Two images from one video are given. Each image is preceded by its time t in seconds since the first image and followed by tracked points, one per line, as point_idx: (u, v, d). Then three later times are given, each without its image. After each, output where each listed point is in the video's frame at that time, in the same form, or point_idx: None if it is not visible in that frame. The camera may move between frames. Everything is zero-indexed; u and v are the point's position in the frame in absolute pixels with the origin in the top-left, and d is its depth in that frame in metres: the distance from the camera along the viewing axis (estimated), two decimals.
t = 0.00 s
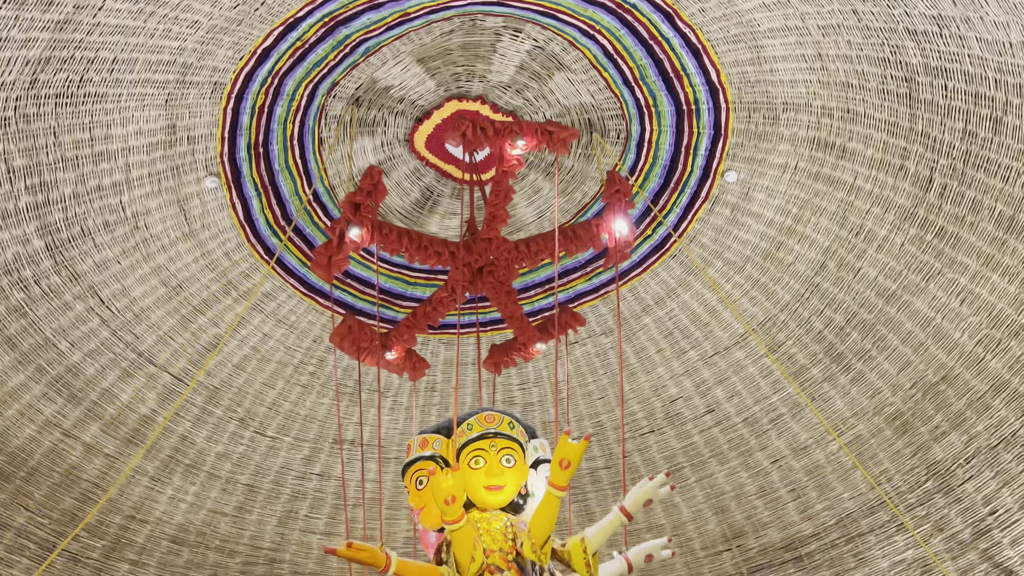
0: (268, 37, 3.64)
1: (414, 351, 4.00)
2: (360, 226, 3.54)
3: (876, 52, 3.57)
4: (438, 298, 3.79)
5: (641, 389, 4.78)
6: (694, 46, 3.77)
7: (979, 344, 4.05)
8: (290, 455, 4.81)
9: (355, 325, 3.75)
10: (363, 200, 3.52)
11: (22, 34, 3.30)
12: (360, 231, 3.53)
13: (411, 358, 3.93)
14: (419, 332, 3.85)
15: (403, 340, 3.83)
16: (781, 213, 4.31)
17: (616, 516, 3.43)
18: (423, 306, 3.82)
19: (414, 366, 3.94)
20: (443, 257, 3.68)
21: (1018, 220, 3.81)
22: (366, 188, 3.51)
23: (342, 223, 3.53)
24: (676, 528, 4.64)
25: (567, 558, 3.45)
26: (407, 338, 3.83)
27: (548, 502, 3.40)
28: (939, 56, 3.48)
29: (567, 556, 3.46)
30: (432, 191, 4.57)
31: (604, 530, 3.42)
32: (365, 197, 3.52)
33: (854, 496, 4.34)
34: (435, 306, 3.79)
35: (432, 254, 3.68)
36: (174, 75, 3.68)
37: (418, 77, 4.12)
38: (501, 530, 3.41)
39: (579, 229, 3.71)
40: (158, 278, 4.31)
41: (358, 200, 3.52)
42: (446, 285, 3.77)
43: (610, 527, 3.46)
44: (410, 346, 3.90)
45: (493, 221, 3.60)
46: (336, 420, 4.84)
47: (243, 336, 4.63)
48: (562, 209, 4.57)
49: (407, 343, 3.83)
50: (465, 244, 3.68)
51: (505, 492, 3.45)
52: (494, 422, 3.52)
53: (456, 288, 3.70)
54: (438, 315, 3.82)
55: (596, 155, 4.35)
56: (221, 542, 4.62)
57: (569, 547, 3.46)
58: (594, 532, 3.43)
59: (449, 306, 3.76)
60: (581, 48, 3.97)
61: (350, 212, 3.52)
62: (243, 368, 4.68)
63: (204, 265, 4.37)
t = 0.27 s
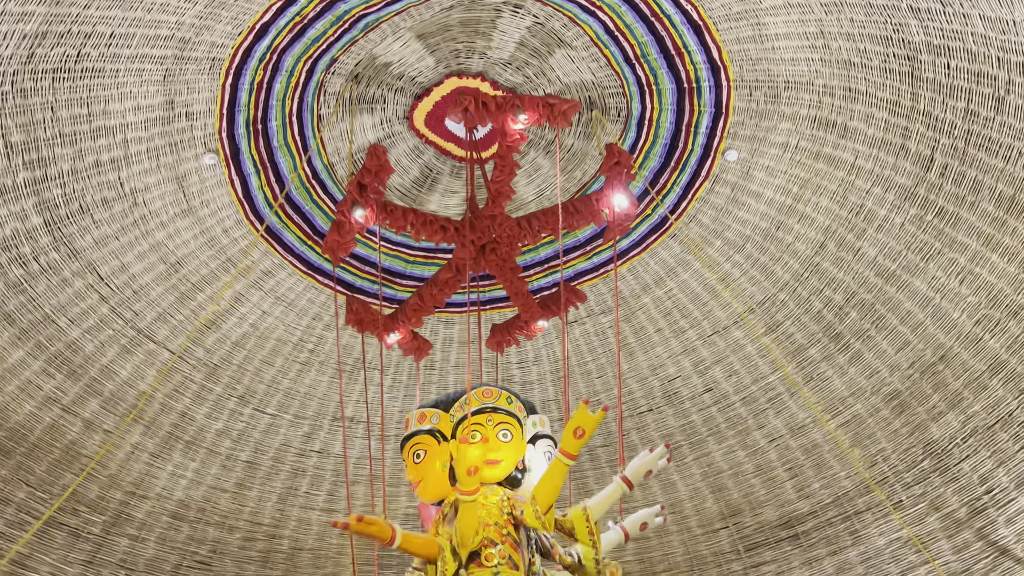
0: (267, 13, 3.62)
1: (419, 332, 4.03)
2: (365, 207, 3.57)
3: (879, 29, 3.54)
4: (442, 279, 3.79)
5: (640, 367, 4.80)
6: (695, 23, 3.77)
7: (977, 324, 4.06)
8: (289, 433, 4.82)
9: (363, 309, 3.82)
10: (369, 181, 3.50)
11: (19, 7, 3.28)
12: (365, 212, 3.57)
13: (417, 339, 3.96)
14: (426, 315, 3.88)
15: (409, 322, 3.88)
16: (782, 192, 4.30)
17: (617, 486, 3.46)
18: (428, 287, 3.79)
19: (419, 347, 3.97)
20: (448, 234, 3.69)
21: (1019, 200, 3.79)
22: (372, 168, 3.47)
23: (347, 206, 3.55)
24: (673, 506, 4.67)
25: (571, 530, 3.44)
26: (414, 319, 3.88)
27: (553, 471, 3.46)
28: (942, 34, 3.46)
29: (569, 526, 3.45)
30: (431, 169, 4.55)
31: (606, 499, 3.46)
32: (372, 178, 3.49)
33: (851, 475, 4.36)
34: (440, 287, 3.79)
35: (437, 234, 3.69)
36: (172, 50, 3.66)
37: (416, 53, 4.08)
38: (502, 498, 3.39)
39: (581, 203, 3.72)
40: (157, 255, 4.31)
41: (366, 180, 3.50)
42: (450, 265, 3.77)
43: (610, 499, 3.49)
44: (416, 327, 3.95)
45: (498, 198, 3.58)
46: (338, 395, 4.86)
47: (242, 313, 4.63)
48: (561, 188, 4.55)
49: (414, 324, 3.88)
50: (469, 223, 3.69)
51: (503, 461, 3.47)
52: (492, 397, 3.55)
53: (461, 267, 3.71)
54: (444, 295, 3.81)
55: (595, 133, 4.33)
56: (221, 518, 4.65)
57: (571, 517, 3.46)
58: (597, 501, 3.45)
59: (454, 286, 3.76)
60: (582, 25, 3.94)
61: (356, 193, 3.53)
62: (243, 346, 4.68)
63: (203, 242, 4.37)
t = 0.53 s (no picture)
0: None
1: (414, 307, 4.05)
2: (358, 187, 3.52)
3: (883, 5, 3.51)
4: (436, 258, 3.77)
5: (639, 345, 4.80)
6: None
7: (977, 303, 4.07)
8: (290, 409, 4.83)
9: (355, 285, 3.81)
10: (362, 161, 3.48)
11: None
12: (359, 193, 3.53)
13: (411, 315, 3.98)
14: (419, 292, 3.85)
15: (402, 299, 3.85)
16: (783, 169, 4.28)
17: (618, 475, 3.51)
18: (421, 266, 3.80)
19: (413, 322, 3.99)
20: (442, 218, 3.68)
21: (1020, 177, 3.79)
22: (366, 148, 3.46)
23: (341, 186, 3.51)
24: (672, 482, 4.70)
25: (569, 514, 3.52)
26: (407, 297, 3.85)
27: (562, 458, 3.46)
28: (946, 11, 3.44)
29: (567, 510, 3.54)
30: (431, 145, 4.52)
31: (605, 487, 3.52)
32: (364, 158, 3.47)
33: (848, 452, 4.39)
34: (434, 266, 3.77)
35: (431, 215, 3.67)
36: (170, 25, 3.63)
37: (415, 28, 4.05)
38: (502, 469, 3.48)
39: (580, 188, 3.69)
40: (156, 231, 4.30)
41: (357, 161, 3.49)
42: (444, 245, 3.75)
43: (609, 485, 3.54)
44: (410, 304, 3.94)
45: (491, 182, 3.51)
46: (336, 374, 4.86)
47: (242, 291, 4.62)
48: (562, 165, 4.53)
49: (407, 302, 3.86)
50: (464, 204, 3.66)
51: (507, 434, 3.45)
52: (492, 369, 3.56)
53: (454, 248, 3.69)
54: (437, 275, 3.80)
55: (596, 109, 4.30)
56: (222, 494, 4.67)
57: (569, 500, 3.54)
58: (596, 488, 3.53)
59: (448, 266, 3.74)
60: None
61: (349, 174, 3.50)
62: (243, 323, 4.68)
63: (203, 219, 4.36)
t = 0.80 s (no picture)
0: None
1: (410, 275, 4.01)
2: (356, 157, 3.50)
3: None
4: (433, 232, 3.74)
5: (640, 320, 4.80)
6: None
7: (978, 277, 4.07)
8: (292, 383, 4.85)
9: (351, 251, 3.77)
10: (362, 132, 3.45)
11: None
12: (355, 162, 3.50)
13: (406, 282, 3.94)
14: (416, 264, 3.81)
15: (398, 268, 3.81)
16: (784, 143, 4.26)
17: (616, 462, 3.54)
18: (419, 238, 3.76)
19: (408, 289, 3.95)
20: (438, 191, 3.62)
21: None
22: (365, 120, 3.44)
23: (338, 154, 3.48)
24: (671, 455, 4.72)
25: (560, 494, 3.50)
26: (404, 268, 3.81)
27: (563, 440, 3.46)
28: None
29: (556, 488, 3.51)
30: (431, 119, 4.49)
31: (601, 472, 3.54)
32: (364, 129, 3.45)
33: (848, 426, 4.40)
34: (431, 240, 3.74)
35: (427, 188, 3.63)
36: None
37: None
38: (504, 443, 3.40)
39: (581, 172, 3.67)
40: (156, 205, 4.29)
41: (356, 131, 3.45)
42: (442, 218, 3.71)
43: (605, 471, 3.57)
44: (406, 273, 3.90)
45: (489, 159, 3.55)
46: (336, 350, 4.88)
47: (243, 265, 4.62)
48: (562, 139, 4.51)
49: (403, 272, 3.83)
50: (462, 179, 3.63)
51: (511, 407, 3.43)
52: (489, 339, 3.60)
53: (451, 223, 3.66)
54: (434, 248, 3.77)
55: (598, 83, 4.25)
56: (224, 467, 4.70)
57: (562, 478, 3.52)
58: (592, 472, 3.54)
59: (445, 240, 3.72)
60: None
61: (347, 143, 3.46)
62: (244, 297, 4.68)
63: (203, 193, 4.35)
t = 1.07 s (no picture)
0: None
1: (405, 229, 3.98)
2: (348, 105, 3.43)
3: None
4: (427, 191, 3.75)
5: (641, 292, 4.79)
6: None
7: (981, 247, 4.08)
8: (294, 355, 4.86)
9: (345, 198, 3.77)
10: (355, 83, 3.38)
11: None
12: (347, 110, 3.44)
13: (401, 237, 3.91)
14: (409, 221, 3.83)
15: (391, 223, 3.81)
16: (788, 113, 4.22)
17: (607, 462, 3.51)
18: (411, 196, 3.77)
19: (403, 244, 3.93)
20: (432, 149, 3.60)
21: None
22: (358, 71, 3.36)
23: (330, 100, 3.42)
24: (672, 426, 4.75)
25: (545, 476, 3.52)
26: (396, 223, 3.82)
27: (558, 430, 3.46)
28: None
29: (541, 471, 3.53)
30: (432, 89, 4.46)
31: (589, 467, 3.54)
32: (357, 80, 3.37)
33: (848, 397, 4.42)
34: (423, 199, 3.75)
35: (421, 145, 3.60)
36: None
37: None
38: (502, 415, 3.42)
39: (577, 151, 3.59)
40: (157, 177, 4.27)
41: (348, 81, 3.38)
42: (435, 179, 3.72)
43: (596, 465, 3.57)
44: (400, 226, 3.87)
45: (490, 128, 3.55)
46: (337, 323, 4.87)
47: (245, 236, 4.62)
48: (564, 109, 4.47)
49: (395, 227, 3.83)
50: (458, 142, 3.62)
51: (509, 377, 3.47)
52: (490, 312, 3.60)
53: (445, 185, 3.67)
54: (427, 207, 3.78)
55: (600, 53, 4.20)
56: (228, 437, 4.73)
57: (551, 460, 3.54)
58: (581, 464, 3.54)
59: (437, 201, 3.73)
60: None
61: (339, 92, 3.40)
62: (245, 269, 4.68)
63: (203, 164, 4.33)
